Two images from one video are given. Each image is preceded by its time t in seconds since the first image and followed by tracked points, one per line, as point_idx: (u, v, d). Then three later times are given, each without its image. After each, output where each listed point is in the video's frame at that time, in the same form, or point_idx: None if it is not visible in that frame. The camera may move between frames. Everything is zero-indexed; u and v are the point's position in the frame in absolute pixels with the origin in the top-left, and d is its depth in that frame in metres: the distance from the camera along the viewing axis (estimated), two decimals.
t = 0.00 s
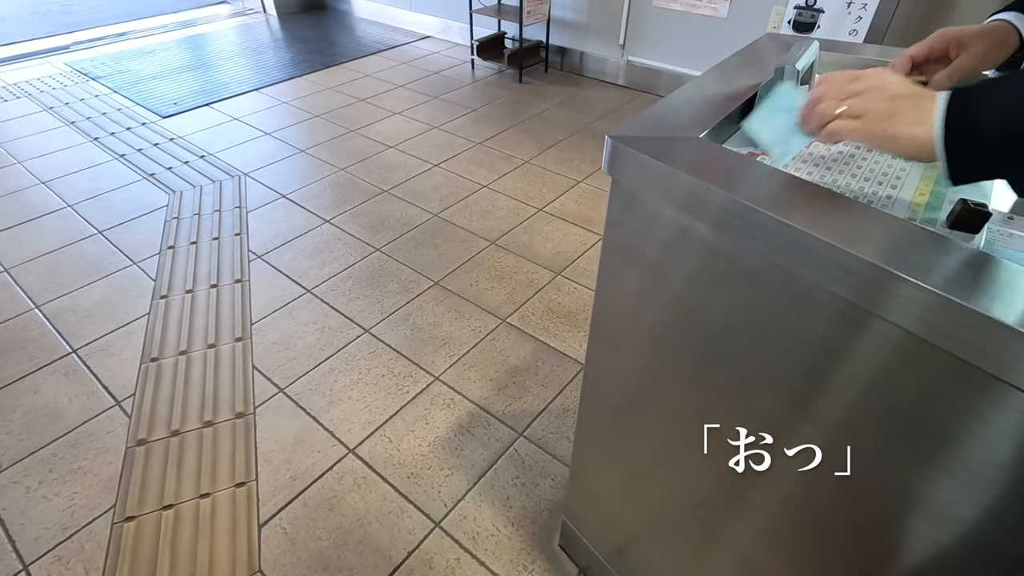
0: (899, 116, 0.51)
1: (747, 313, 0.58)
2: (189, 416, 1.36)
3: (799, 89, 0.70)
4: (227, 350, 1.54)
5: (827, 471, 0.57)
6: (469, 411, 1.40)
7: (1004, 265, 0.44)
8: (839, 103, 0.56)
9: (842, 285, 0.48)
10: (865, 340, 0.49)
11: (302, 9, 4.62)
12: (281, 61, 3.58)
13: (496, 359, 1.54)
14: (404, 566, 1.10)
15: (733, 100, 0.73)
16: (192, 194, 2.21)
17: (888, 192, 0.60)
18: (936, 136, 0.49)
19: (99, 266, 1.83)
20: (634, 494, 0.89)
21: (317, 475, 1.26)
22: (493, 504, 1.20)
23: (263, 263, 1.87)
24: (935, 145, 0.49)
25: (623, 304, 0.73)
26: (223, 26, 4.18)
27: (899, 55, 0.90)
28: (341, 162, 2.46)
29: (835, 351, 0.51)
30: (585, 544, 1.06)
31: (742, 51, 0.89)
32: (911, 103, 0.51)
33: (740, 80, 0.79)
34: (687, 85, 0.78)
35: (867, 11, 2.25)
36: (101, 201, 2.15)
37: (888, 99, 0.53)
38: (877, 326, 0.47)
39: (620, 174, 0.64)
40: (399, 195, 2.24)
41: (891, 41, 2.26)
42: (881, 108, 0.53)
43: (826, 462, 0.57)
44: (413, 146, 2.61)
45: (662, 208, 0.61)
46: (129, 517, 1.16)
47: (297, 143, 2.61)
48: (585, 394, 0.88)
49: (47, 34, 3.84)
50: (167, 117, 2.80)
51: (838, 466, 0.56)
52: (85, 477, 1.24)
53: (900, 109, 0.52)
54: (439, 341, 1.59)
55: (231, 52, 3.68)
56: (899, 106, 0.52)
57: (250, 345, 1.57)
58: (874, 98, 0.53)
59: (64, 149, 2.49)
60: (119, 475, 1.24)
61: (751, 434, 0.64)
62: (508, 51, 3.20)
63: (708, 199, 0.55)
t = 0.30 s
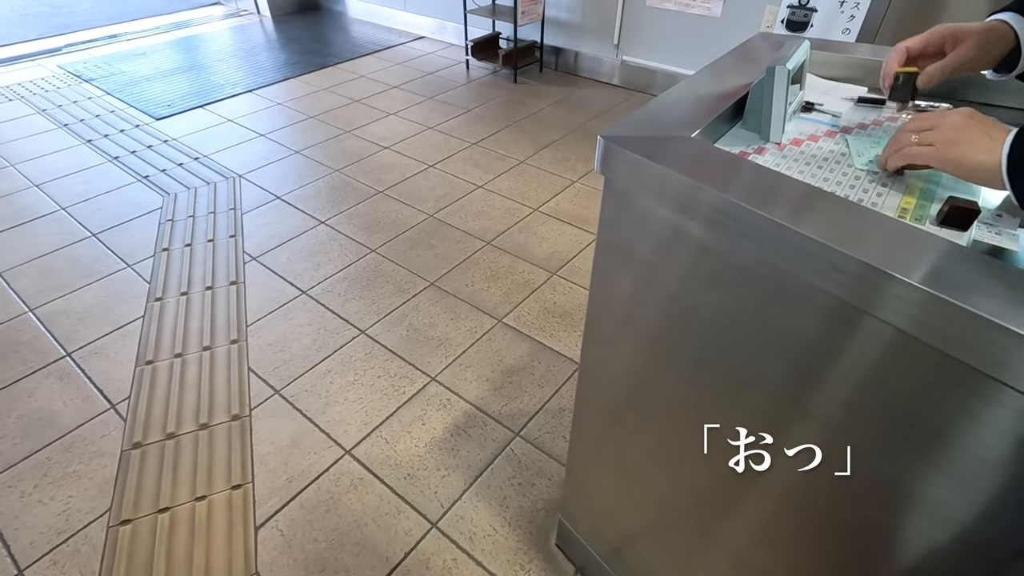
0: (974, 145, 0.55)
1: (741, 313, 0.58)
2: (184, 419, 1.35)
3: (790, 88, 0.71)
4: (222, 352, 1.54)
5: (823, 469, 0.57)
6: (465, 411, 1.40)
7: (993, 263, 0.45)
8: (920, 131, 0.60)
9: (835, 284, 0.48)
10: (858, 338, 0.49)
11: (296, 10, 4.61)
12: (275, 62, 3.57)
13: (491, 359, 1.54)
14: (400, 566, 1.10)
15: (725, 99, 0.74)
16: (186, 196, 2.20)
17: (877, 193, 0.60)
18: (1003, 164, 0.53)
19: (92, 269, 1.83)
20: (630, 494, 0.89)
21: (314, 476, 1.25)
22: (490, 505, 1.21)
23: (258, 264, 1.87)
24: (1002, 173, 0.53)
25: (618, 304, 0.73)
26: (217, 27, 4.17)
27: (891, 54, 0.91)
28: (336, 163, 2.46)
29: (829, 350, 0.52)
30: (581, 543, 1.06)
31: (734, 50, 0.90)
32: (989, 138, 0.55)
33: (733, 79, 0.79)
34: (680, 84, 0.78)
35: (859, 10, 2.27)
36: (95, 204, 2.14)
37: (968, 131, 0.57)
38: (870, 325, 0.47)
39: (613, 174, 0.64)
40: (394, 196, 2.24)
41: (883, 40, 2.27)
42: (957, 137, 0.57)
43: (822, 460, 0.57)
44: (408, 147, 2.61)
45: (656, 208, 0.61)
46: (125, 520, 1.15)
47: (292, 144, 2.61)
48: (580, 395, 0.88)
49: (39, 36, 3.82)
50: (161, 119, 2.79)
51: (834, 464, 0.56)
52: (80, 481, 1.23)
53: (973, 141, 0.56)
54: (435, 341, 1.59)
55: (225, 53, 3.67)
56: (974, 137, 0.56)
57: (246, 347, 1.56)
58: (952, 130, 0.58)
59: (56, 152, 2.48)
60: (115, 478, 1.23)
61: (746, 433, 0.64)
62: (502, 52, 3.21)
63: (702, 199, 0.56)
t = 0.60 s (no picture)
0: (977, 143, 0.56)
1: (737, 311, 0.58)
2: (180, 419, 1.35)
3: (783, 85, 0.71)
4: (219, 352, 1.54)
5: (818, 467, 0.58)
6: (462, 410, 1.40)
7: (987, 260, 0.45)
8: (919, 131, 0.60)
9: (831, 282, 0.48)
10: (854, 336, 0.49)
11: (292, 9, 4.60)
12: (271, 62, 3.57)
13: (488, 358, 1.54)
14: (397, 566, 1.10)
15: (718, 96, 0.74)
16: (182, 197, 2.19)
17: (871, 190, 0.60)
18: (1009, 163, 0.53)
19: (88, 270, 1.82)
20: (627, 494, 0.89)
21: (310, 476, 1.25)
22: (487, 503, 1.21)
23: (254, 264, 1.87)
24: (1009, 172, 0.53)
25: (613, 303, 0.73)
26: (212, 27, 4.16)
27: (886, 54, 0.91)
28: (332, 163, 2.46)
29: (825, 347, 0.52)
30: (579, 541, 1.06)
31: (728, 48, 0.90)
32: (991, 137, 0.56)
33: (727, 77, 0.79)
34: (674, 82, 0.78)
35: (855, 8, 2.27)
36: (90, 204, 2.13)
37: (969, 131, 0.57)
38: (865, 322, 0.48)
39: (609, 172, 0.64)
40: (391, 196, 2.23)
41: (878, 39, 2.27)
42: (960, 137, 0.57)
43: (817, 458, 0.57)
44: (405, 146, 2.60)
45: (651, 206, 0.61)
46: (120, 521, 1.15)
47: (288, 144, 2.60)
48: (577, 394, 0.89)
49: (34, 36, 3.81)
50: (157, 119, 2.78)
51: (829, 462, 0.56)
52: (76, 482, 1.23)
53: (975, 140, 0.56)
54: (431, 341, 1.59)
55: (221, 53, 3.66)
56: (976, 136, 0.56)
57: (242, 347, 1.56)
58: (953, 130, 0.58)
59: (51, 152, 2.47)
60: (110, 479, 1.23)
61: (743, 432, 0.64)
62: (499, 51, 3.20)
63: (697, 197, 0.56)
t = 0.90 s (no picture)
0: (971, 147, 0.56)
1: (732, 314, 0.58)
2: (178, 421, 1.35)
3: (776, 87, 0.71)
4: (216, 354, 1.54)
5: (814, 468, 0.58)
6: (460, 411, 1.40)
7: (979, 264, 0.45)
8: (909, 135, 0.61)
9: (825, 285, 0.48)
10: (847, 339, 0.49)
11: (290, 10, 4.60)
12: (269, 63, 3.57)
13: (486, 359, 1.54)
14: (395, 566, 1.10)
15: (712, 98, 0.74)
16: (179, 198, 2.19)
17: (862, 191, 0.61)
18: (1004, 167, 0.53)
19: (86, 271, 1.82)
20: (624, 495, 0.89)
21: (309, 477, 1.26)
22: (484, 503, 1.21)
23: (252, 265, 1.87)
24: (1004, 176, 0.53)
25: (609, 305, 0.73)
26: (210, 28, 4.16)
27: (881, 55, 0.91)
28: (330, 163, 2.46)
29: (820, 349, 0.52)
30: (576, 541, 1.06)
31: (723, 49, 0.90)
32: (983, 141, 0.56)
33: (721, 78, 0.80)
34: (668, 84, 0.78)
35: (851, 9, 2.27)
36: (87, 206, 2.13)
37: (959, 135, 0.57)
38: (858, 326, 0.48)
39: (604, 175, 0.64)
40: (389, 196, 2.24)
41: (874, 40, 2.28)
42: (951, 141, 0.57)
43: (813, 460, 0.57)
44: (403, 147, 2.60)
45: (645, 209, 0.62)
46: (119, 523, 1.15)
47: (286, 145, 2.60)
48: (573, 395, 0.89)
49: (31, 37, 3.80)
50: (155, 120, 2.78)
51: (824, 464, 0.57)
52: (74, 484, 1.23)
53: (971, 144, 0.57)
54: (429, 341, 1.59)
55: (218, 53, 3.66)
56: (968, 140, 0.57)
57: (240, 348, 1.56)
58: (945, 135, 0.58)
59: (49, 154, 2.47)
60: (108, 480, 1.23)
61: (739, 433, 0.64)
62: (496, 52, 3.21)
63: (692, 201, 0.56)
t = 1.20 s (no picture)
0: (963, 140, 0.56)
1: (731, 314, 0.58)
2: (177, 422, 1.35)
3: (776, 86, 0.71)
4: (215, 354, 1.54)
5: (814, 468, 0.58)
6: (459, 411, 1.40)
7: (979, 264, 0.45)
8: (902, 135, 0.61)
9: (824, 285, 0.48)
10: (847, 338, 0.49)
11: (288, 10, 4.59)
12: (267, 63, 3.56)
13: (485, 359, 1.54)
14: (395, 566, 1.10)
15: (710, 98, 0.74)
16: (178, 198, 2.19)
17: (863, 190, 0.61)
18: (1005, 148, 0.53)
19: (84, 272, 1.82)
20: (624, 494, 0.89)
21: (308, 477, 1.25)
22: (484, 504, 1.21)
23: (250, 266, 1.87)
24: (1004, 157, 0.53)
25: (609, 305, 0.73)
26: (208, 28, 4.15)
27: (881, 54, 0.91)
28: (328, 163, 2.45)
29: (820, 349, 0.52)
30: (575, 542, 1.06)
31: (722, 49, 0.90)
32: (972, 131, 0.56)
33: (720, 78, 0.80)
34: (667, 83, 0.78)
35: (849, 8, 2.27)
36: (85, 206, 2.13)
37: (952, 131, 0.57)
38: (857, 325, 0.48)
39: (602, 175, 0.64)
40: (387, 196, 2.24)
41: (872, 39, 2.28)
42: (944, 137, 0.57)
43: (812, 459, 0.57)
44: (401, 147, 2.60)
45: (644, 208, 0.62)
46: (117, 524, 1.15)
47: (284, 145, 2.60)
48: (573, 395, 0.89)
49: (29, 37, 3.80)
50: (153, 120, 2.78)
51: (824, 463, 0.56)
52: (72, 485, 1.23)
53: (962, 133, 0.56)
54: (428, 342, 1.59)
55: (216, 54, 3.65)
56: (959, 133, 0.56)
57: (238, 349, 1.56)
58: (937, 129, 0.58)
59: (46, 154, 2.47)
60: (106, 482, 1.23)
61: (738, 433, 0.64)
62: (495, 51, 3.21)
63: (692, 200, 0.56)
